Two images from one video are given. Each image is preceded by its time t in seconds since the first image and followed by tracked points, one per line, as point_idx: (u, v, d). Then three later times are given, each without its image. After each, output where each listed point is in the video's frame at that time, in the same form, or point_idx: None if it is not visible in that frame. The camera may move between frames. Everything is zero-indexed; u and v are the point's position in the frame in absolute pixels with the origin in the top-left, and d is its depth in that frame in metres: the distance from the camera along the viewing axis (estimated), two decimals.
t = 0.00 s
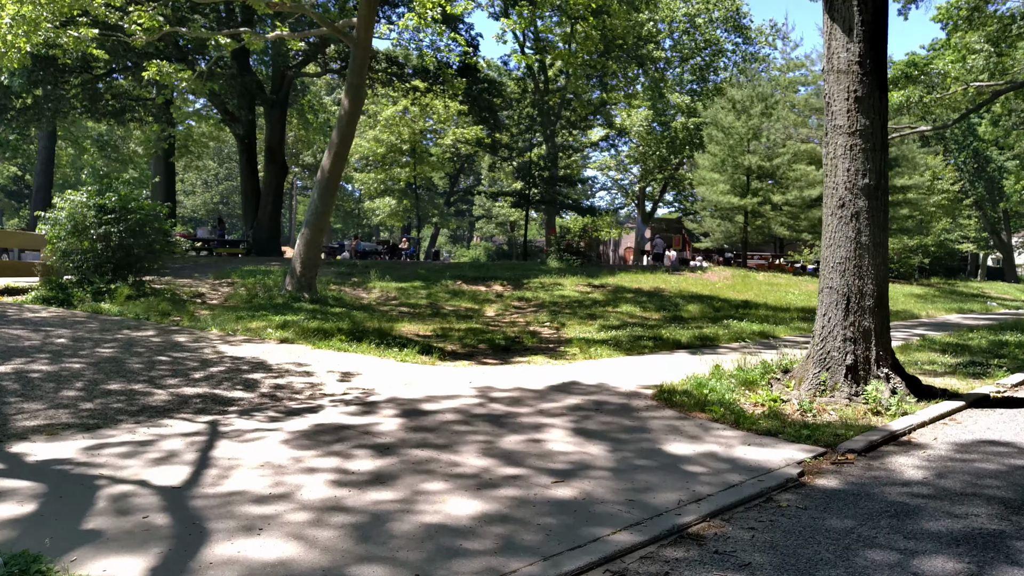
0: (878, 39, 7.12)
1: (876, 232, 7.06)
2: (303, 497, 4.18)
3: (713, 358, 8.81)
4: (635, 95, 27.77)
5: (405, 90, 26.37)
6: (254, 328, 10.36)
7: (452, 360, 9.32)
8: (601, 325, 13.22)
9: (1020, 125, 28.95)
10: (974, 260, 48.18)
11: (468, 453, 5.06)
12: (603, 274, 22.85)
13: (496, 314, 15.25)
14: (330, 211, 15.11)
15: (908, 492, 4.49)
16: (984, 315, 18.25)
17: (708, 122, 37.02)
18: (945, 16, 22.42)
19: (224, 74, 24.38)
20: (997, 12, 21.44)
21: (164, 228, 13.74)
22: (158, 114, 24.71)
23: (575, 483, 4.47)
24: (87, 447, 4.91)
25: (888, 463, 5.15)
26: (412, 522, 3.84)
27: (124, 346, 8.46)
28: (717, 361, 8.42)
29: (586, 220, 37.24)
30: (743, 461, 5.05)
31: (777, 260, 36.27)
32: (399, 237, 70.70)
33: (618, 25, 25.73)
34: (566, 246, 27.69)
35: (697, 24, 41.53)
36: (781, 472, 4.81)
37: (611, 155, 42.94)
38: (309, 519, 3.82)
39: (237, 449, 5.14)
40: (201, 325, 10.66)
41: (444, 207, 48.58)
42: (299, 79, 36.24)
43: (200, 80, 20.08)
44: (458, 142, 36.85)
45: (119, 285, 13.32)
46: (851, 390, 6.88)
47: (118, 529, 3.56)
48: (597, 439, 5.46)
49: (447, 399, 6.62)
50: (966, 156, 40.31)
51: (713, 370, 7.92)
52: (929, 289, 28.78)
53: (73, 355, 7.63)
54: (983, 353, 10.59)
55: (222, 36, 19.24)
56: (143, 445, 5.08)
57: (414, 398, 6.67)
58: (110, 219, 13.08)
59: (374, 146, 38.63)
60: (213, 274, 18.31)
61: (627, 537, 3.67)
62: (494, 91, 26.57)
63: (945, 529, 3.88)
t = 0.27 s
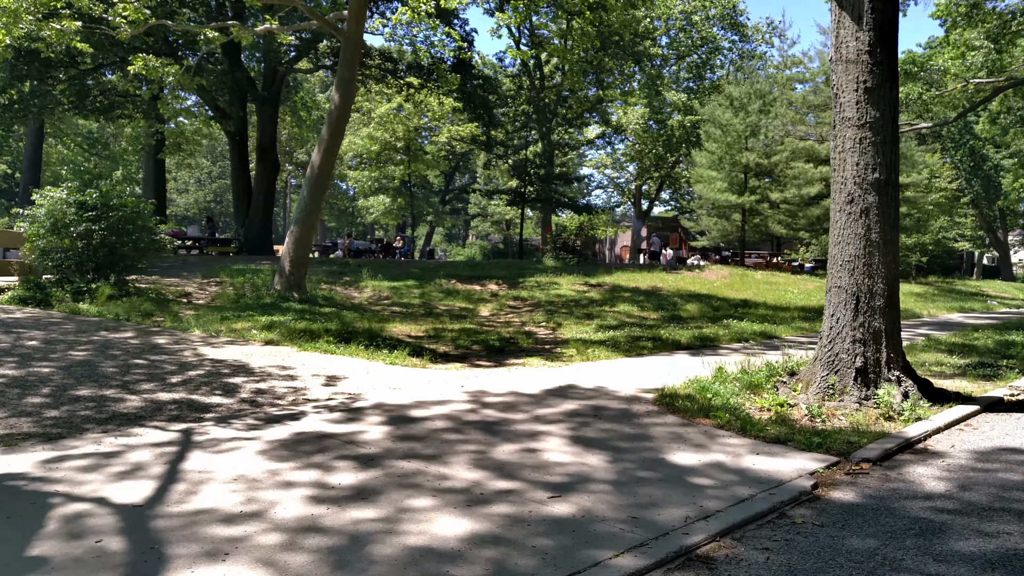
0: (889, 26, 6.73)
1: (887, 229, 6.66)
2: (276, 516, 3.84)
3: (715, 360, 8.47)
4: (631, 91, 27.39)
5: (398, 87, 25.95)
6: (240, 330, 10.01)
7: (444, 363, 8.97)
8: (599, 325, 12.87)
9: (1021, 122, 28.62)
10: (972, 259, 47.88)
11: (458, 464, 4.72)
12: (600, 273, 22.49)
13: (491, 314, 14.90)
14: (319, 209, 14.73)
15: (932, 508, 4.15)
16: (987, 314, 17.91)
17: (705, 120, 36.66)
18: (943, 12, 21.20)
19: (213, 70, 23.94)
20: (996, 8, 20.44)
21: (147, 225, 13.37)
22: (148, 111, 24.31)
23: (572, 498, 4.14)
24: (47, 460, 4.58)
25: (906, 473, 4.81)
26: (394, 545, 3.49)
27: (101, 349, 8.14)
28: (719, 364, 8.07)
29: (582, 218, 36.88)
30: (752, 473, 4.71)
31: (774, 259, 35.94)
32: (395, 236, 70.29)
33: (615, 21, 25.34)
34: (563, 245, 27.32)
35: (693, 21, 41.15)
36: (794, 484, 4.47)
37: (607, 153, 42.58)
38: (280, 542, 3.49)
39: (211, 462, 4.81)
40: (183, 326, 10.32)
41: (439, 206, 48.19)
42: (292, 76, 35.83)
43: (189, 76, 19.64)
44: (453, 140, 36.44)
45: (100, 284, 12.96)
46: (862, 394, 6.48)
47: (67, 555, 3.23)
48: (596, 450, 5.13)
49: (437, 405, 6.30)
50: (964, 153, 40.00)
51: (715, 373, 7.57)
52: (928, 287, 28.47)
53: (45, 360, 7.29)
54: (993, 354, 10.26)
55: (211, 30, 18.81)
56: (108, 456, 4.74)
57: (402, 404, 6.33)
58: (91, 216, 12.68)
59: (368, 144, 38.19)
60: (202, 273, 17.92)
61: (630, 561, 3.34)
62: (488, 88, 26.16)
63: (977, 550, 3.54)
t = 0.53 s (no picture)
0: (898, 11, 6.37)
1: (896, 226, 6.33)
2: (240, 541, 3.48)
3: (715, 362, 8.12)
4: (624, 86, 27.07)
5: (388, 81, 25.51)
6: (220, 330, 9.65)
7: (430, 365, 8.60)
8: (592, 324, 12.53)
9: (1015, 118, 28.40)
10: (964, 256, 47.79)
11: (442, 481, 4.37)
12: (592, 270, 22.17)
13: (481, 312, 14.54)
14: (304, 204, 14.34)
15: (959, 527, 3.79)
16: (985, 312, 17.68)
17: (698, 116, 36.40)
18: (936, 8, 20.51)
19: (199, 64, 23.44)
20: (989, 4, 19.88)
21: (126, 221, 12.98)
22: (132, 106, 23.80)
23: (566, 520, 3.78)
24: None
25: (923, 486, 4.47)
26: (368, 574, 3.14)
27: (70, 352, 7.75)
28: (718, 366, 7.73)
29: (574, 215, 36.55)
30: (758, 487, 4.37)
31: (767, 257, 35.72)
32: (386, 233, 69.81)
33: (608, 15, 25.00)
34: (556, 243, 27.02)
35: (686, 17, 40.84)
36: (806, 499, 4.11)
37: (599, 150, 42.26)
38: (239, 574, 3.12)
39: (175, 476, 4.45)
40: (160, 326, 9.92)
41: (430, 203, 47.74)
42: (281, 71, 35.35)
43: (173, 68, 19.17)
44: (444, 136, 36.01)
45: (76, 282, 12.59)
46: (868, 400, 6.17)
47: None
48: (591, 461, 4.79)
49: (421, 412, 5.95)
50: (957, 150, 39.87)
51: (715, 375, 7.23)
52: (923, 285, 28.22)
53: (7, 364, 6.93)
54: (998, 355, 9.95)
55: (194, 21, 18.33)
56: (61, 474, 4.39)
57: (384, 412, 5.98)
58: (66, 212, 12.29)
59: (357, 140, 37.68)
60: (185, 270, 17.52)
61: None
62: (480, 83, 25.74)
63: None
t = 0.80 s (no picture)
0: None
1: (918, 224, 6.00)
2: (217, 570, 3.15)
3: (724, 366, 7.80)
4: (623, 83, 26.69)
5: (385, 77, 25.12)
6: (208, 332, 9.30)
7: (428, 369, 8.26)
8: (592, 326, 12.19)
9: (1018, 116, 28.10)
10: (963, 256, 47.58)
11: (440, 498, 4.04)
12: (591, 270, 21.82)
13: (479, 313, 14.20)
14: (297, 202, 13.98)
15: (1005, 552, 3.47)
16: (991, 313, 17.36)
17: (697, 115, 36.07)
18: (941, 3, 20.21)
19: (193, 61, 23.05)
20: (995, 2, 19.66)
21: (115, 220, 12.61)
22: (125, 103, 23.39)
23: (576, 544, 3.45)
24: None
25: (958, 503, 4.15)
26: None
27: (49, 355, 7.38)
28: (728, 370, 7.41)
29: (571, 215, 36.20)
30: (782, 505, 4.05)
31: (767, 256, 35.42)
32: (382, 232, 69.40)
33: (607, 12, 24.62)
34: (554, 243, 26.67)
35: (684, 15, 40.49)
36: (836, 520, 3.79)
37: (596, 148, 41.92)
38: None
39: (151, 493, 4.11)
40: (147, 328, 9.56)
41: (427, 202, 47.34)
42: (275, 68, 34.89)
43: (164, 63, 18.75)
44: (440, 134, 35.63)
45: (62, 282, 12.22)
46: (890, 407, 5.83)
47: None
48: (600, 476, 4.46)
49: (418, 421, 5.62)
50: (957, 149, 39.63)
51: (725, 381, 6.91)
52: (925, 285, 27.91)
53: None
54: (1014, 358, 9.63)
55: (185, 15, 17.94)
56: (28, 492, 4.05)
57: (378, 420, 5.65)
58: (53, 210, 11.92)
59: (353, 138, 37.19)
60: (177, 270, 17.15)
61: None
62: (477, 80, 25.34)
63: None
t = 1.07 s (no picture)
0: None
1: (947, 218, 5.68)
2: None
3: (738, 367, 7.47)
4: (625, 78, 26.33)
5: (384, 73, 24.76)
6: (201, 330, 8.96)
7: (428, 370, 7.93)
8: (597, 325, 11.86)
9: None
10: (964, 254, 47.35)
11: (442, 514, 3.71)
12: (593, 268, 21.48)
13: (479, 311, 13.88)
14: (294, 197, 13.64)
15: None
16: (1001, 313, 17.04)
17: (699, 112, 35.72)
18: None
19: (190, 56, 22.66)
20: None
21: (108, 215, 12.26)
22: (122, 99, 23.03)
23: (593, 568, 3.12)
24: None
25: (1004, 520, 3.83)
26: None
27: (34, 355, 7.02)
28: (742, 372, 7.08)
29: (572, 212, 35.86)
30: (814, 522, 3.73)
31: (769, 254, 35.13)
32: (381, 229, 69.03)
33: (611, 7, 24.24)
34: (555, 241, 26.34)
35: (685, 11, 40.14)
36: (875, 540, 3.47)
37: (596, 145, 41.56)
38: None
39: (130, 508, 3.77)
40: (138, 326, 9.20)
41: (426, 200, 46.98)
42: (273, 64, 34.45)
43: (160, 57, 18.38)
44: (440, 131, 35.25)
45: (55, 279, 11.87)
46: (917, 413, 5.51)
47: None
48: (615, 489, 4.13)
49: (419, 427, 5.29)
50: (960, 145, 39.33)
51: (741, 383, 6.59)
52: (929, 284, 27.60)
53: None
54: None
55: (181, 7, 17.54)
56: None
57: (377, 426, 5.32)
58: (44, 204, 11.56)
59: (352, 135, 36.63)
60: (172, 267, 16.80)
61: None
62: (477, 75, 24.95)
63: None
